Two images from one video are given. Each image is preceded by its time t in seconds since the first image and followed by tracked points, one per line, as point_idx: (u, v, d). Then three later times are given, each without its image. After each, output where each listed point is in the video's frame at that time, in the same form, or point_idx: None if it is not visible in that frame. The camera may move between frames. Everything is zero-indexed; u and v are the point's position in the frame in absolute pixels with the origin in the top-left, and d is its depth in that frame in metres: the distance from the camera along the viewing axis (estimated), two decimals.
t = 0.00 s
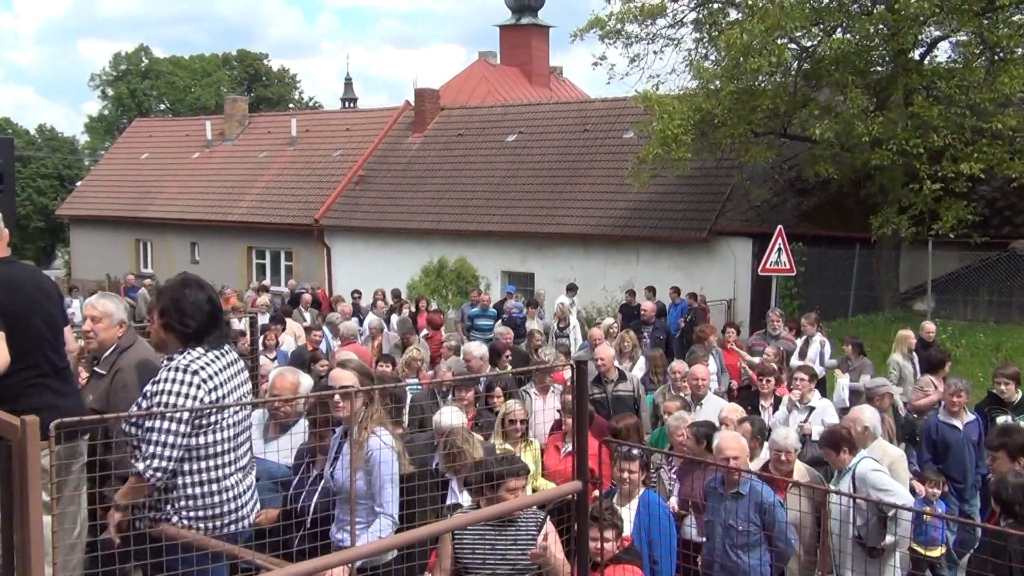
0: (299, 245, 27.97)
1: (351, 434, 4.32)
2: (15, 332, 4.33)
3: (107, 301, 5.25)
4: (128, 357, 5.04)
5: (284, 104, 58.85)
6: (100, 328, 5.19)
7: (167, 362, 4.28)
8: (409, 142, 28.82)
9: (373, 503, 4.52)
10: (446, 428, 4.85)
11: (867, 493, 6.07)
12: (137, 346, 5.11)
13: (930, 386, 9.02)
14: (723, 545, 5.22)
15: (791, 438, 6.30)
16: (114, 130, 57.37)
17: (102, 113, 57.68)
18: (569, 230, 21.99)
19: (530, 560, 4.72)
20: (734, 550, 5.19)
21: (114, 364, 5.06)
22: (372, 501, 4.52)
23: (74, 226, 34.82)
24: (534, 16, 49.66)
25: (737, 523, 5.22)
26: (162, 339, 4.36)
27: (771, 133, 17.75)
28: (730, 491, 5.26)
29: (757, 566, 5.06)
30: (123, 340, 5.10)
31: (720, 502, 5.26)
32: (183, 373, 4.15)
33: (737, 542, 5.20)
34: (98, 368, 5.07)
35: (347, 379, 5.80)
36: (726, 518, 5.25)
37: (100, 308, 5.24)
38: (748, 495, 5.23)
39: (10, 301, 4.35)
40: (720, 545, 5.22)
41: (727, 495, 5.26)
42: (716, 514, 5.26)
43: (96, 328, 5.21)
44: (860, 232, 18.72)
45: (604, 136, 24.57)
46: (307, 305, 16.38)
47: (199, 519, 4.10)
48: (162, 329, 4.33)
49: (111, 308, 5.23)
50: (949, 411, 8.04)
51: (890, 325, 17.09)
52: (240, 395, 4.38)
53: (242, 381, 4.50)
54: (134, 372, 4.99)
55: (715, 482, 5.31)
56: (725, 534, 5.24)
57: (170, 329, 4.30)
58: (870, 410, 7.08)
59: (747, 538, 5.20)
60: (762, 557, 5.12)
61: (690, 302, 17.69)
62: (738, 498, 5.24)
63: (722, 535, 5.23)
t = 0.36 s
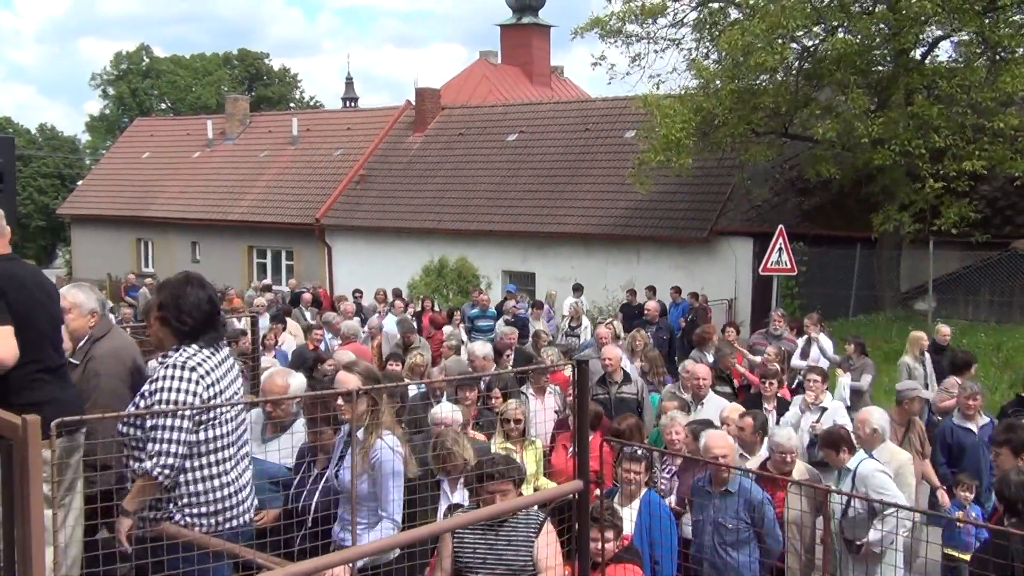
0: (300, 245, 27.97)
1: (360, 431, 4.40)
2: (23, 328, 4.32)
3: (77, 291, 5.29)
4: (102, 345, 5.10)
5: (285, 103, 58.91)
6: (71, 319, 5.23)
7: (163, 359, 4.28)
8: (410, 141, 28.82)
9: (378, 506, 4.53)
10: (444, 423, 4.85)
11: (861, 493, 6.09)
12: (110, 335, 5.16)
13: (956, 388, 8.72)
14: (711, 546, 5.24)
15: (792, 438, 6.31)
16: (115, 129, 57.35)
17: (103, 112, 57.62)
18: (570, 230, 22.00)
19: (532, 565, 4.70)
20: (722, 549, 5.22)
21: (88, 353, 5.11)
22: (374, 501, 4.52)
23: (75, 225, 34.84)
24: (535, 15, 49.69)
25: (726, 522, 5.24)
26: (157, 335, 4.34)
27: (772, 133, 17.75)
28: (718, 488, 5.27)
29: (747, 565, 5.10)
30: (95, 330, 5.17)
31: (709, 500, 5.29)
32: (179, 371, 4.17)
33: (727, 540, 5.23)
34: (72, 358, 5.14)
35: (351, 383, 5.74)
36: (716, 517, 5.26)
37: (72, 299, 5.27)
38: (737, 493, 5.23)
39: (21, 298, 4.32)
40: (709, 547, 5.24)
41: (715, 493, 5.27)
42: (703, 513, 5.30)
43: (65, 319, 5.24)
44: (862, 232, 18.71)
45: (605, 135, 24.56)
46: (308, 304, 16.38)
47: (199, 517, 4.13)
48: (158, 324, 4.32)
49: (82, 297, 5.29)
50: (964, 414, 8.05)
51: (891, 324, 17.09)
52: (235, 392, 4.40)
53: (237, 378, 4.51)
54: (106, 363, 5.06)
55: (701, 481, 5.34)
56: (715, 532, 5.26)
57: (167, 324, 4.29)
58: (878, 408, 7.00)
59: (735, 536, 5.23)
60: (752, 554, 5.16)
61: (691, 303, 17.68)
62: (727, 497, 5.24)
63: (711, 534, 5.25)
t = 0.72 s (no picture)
0: (315, 242, 28.04)
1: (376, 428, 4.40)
2: (44, 322, 4.27)
3: (87, 264, 5.41)
4: (110, 321, 5.25)
5: (299, 101, 59.09)
6: (82, 290, 5.34)
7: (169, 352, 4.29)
8: (424, 139, 28.85)
9: (391, 504, 4.49)
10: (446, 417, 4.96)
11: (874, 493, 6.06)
12: (119, 309, 5.32)
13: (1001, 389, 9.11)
14: (718, 546, 5.14)
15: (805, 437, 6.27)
16: (130, 127, 57.52)
17: (118, 110, 57.82)
18: (583, 227, 21.99)
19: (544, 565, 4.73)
20: (729, 548, 5.15)
21: (94, 326, 5.27)
22: (387, 498, 4.50)
23: (90, 222, 35.00)
24: (549, 12, 49.68)
25: (732, 522, 5.14)
26: (169, 328, 4.35)
27: (786, 131, 17.72)
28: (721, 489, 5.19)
29: (756, 564, 5.06)
30: (105, 304, 5.32)
31: (714, 501, 5.17)
32: (181, 363, 4.16)
33: (733, 540, 5.14)
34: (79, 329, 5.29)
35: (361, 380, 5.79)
36: (723, 516, 5.15)
37: (83, 271, 5.40)
38: (741, 492, 5.17)
39: (39, 289, 4.28)
40: (716, 547, 5.14)
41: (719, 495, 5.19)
42: (707, 514, 5.20)
43: (77, 291, 5.35)
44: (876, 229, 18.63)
45: (618, 133, 24.54)
46: (320, 302, 16.42)
47: (206, 511, 4.11)
48: (172, 317, 4.32)
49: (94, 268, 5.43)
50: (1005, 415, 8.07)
51: (905, 322, 17.02)
52: (240, 385, 4.40)
53: (242, 369, 4.51)
54: (115, 335, 5.21)
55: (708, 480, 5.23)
56: (721, 533, 5.15)
57: (179, 318, 4.30)
58: (896, 407, 7.02)
59: (742, 535, 5.15)
60: (760, 553, 5.10)
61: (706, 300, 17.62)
62: (731, 497, 5.17)
63: (718, 534, 5.15)
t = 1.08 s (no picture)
0: (340, 238, 28.15)
1: (384, 421, 4.36)
2: (78, 318, 4.31)
3: (129, 255, 5.32)
4: (145, 316, 5.31)
5: (324, 97, 59.36)
6: (123, 283, 5.29)
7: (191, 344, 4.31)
8: (449, 135, 28.90)
9: (417, 500, 4.50)
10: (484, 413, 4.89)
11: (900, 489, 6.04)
12: (153, 304, 5.39)
13: None
14: (744, 543, 5.12)
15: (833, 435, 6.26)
16: (157, 124, 57.93)
17: (145, 107, 58.24)
18: (608, 223, 21.96)
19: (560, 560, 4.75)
20: (756, 544, 5.13)
21: (129, 319, 5.31)
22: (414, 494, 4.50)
23: (118, 218, 35.30)
24: (574, 8, 49.65)
25: (760, 520, 5.09)
26: (192, 321, 4.37)
27: (813, 126, 17.64)
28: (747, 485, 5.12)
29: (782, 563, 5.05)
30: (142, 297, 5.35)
31: (737, 497, 5.13)
32: (203, 354, 4.18)
33: (759, 536, 5.14)
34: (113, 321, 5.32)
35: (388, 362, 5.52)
36: (752, 514, 5.09)
37: (124, 262, 5.31)
38: (768, 488, 5.09)
39: (72, 288, 4.29)
40: (742, 544, 5.12)
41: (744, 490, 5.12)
42: (732, 511, 5.16)
43: (119, 283, 5.29)
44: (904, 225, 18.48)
45: (644, 128, 24.49)
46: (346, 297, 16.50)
47: (231, 502, 4.13)
48: (193, 314, 4.35)
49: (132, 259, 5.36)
50: None
51: (933, 319, 16.91)
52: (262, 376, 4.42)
53: (263, 363, 4.53)
54: (150, 329, 5.28)
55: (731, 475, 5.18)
56: (749, 530, 5.13)
57: (202, 313, 4.32)
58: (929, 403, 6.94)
59: (769, 532, 5.13)
60: (787, 549, 5.09)
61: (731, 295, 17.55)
62: (757, 495, 5.09)
63: (744, 532, 5.13)
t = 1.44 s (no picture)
0: (367, 234, 28.24)
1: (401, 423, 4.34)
2: (103, 315, 4.35)
3: (141, 250, 5.37)
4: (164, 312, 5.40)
5: (350, 93, 59.51)
6: (137, 278, 5.34)
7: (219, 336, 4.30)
8: (475, 130, 28.91)
9: (441, 494, 4.53)
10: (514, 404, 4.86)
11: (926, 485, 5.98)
12: (173, 298, 5.49)
13: None
14: (774, 540, 5.14)
15: (858, 429, 6.23)
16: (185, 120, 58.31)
17: (173, 103, 58.60)
18: (633, 219, 21.92)
19: (582, 553, 4.75)
20: (785, 542, 5.15)
21: (150, 315, 5.41)
22: (438, 490, 4.53)
23: (147, 214, 35.61)
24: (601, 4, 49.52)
25: (789, 516, 5.15)
26: (216, 317, 4.37)
27: (840, 121, 17.53)
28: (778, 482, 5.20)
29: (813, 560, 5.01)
30: (162, 292, 5.45)
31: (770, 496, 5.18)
32: (232, 346, 4.17)
33: (789, 534, 5.15)
34: (135, 317, 5.42)
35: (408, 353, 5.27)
36: (780, 512, 5.18)
37: (137, 259, 5.36)
38: (797, 485, 5.16)
39: (95, 287, 4.30)
40: (772, 541, 5.15)
41: (775, 488, 5.20)
42: (762, 509, 5.22)
43: (130, 278, 5.35)
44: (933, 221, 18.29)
45: (669, 124, 24.40)
46: (372, 292, 16.56)
47: (253, 490, 4.14)
48: (222, 312, 4.34)
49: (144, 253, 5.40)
50: None
51: (963, 315, 16.73)
52: (287, 370, 4.42)
53: (290, 355, 4.53)
54: (168, 323, 5.36)
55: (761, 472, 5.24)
56: (777, 528, 5.17)
57: (231, 310, 4.32)
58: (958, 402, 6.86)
59: (796, 530, 5.16)
60: (815, 547, 5.08)
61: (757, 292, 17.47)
62: (786, 491, 5.18)
63: (774, 529, 5.16)
